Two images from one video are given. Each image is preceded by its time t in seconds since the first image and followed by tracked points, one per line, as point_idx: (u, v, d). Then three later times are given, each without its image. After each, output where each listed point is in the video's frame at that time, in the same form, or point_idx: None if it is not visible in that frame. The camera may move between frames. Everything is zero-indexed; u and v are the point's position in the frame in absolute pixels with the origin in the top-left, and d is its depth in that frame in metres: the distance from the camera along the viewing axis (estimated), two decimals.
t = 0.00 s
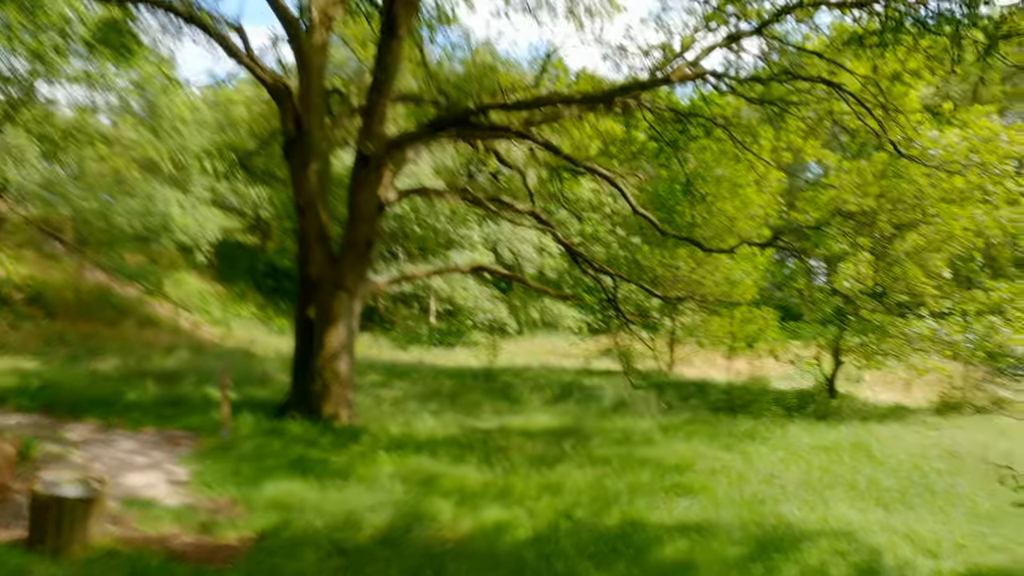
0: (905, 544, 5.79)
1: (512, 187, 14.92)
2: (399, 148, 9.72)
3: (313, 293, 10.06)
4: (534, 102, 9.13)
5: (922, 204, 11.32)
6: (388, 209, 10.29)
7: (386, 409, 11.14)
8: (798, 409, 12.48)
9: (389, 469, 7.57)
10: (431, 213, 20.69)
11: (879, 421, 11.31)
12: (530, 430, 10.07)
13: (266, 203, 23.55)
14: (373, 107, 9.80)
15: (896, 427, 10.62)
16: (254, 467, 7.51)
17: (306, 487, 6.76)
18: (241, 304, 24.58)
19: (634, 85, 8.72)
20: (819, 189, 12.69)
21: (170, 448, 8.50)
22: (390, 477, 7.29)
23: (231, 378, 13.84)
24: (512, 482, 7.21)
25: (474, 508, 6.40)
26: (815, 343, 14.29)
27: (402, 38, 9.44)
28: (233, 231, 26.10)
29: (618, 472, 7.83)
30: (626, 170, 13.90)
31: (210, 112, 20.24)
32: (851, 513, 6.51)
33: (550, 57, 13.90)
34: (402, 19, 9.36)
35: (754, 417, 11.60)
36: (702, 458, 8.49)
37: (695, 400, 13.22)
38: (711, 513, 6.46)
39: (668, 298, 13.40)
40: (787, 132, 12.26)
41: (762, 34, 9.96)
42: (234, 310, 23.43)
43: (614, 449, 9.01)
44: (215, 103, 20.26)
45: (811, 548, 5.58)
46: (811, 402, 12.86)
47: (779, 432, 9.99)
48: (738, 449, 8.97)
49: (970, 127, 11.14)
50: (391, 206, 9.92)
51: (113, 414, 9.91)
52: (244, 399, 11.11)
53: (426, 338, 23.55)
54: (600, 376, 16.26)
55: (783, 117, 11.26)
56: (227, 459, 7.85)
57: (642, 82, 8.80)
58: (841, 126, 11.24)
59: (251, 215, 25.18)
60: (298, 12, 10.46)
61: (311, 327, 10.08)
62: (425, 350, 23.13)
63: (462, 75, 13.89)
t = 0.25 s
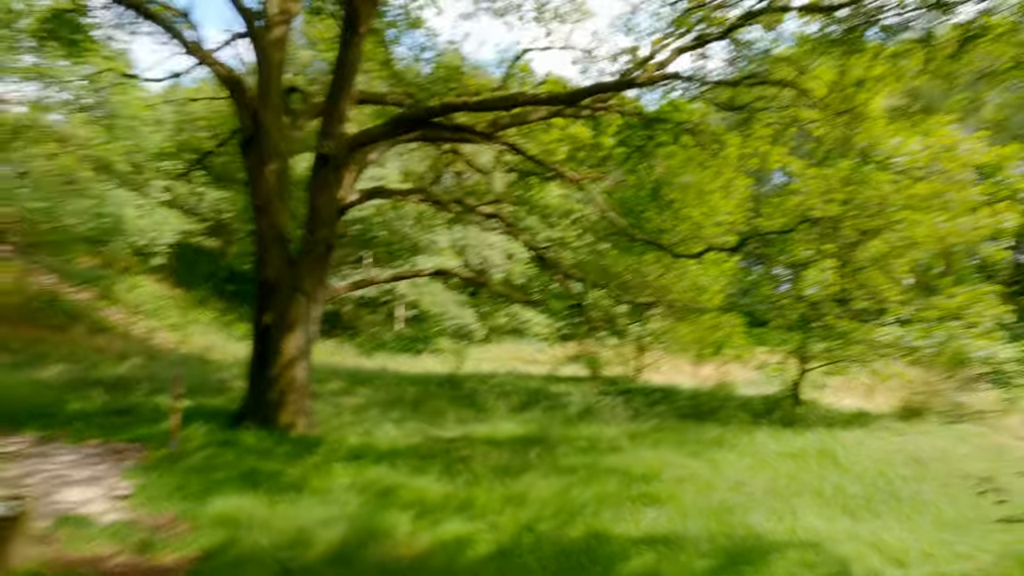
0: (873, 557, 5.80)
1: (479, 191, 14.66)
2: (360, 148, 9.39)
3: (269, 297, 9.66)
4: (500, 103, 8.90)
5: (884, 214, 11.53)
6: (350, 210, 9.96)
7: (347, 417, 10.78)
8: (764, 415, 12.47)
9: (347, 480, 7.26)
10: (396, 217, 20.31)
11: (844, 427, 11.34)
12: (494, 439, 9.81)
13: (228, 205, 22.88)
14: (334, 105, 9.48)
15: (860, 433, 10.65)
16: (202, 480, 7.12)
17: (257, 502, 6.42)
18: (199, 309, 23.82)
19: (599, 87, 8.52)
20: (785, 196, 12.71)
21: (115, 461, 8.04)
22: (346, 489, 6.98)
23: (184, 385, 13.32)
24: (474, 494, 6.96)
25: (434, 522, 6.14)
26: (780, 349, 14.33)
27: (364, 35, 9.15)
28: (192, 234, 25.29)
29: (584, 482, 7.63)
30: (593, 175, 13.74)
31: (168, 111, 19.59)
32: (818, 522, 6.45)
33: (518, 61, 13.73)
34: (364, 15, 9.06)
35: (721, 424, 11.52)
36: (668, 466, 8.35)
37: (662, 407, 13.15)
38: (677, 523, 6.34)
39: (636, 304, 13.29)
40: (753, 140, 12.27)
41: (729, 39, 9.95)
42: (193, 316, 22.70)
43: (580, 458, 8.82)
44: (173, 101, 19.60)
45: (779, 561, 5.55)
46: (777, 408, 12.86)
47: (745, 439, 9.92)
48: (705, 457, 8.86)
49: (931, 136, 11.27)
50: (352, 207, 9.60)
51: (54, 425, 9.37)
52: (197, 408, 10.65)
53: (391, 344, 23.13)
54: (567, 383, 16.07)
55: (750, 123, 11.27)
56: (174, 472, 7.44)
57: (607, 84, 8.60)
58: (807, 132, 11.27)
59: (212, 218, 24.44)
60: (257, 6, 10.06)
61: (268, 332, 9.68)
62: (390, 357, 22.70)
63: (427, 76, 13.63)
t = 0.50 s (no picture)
0: (851, 567, 5.64)
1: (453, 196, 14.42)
2: (328, 149, 9.10)
3: (233, 303, 9.30)
4: (474, 107, 8.69)
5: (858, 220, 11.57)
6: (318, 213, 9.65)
7: (315, 427, 10.44)
8: (739, 423, 12.39)
9: (311, 495, 6.95)
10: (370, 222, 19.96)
11: (819, 434, 11.30)
12: (467, 449, 9.56)
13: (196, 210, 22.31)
14: (301, 105, 9.17)
15: (835, 440, 10.61)
16: (157, 496, 6.77)
17: (214, 519, 6.10)
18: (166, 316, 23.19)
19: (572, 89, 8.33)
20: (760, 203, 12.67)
21: (65, 476, 7.63)
22: (310, 504, 6.67)
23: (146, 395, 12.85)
24: (443, 507, 6.72)
25: (401, 539, 5.88)
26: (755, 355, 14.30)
27: (333, 33, 8.88)
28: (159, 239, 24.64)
29: (557, 493, 7.43)
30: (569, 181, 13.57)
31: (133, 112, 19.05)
32: (795, 533, 6.32)
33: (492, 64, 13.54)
34: (332, 13, 8.80)
35: (697, 431, 11.40)
36: (644, 476, 8.18)
37: (638, 414, 13.01)
38: (652, 536, 6.16)
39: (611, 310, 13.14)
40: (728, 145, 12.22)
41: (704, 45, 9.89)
42: (159, 323, 22.07)
43: (554, 468, 8.61)
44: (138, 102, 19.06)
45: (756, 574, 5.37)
46: (752, 415, 12.79)
47: (721, 447, 9.80)
48: (681, 466, 8.70)
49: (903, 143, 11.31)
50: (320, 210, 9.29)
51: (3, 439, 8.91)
52: (157, 418, 10.24)
53: (364, 351, 22.74)
54: (542, 390, 15.88)
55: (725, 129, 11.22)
56: (128, 487, 7.08)
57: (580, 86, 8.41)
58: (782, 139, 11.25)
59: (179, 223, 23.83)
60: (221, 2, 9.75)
61: (231, 340, 9.32)
62: (363, 364, 22.30)
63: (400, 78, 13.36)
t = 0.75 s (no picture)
0: None
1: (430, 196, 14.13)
2: (298, 148, 8.81)
3: (200, 306, 8.98)
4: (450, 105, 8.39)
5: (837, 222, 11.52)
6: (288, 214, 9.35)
7: (286, 434, 10.15)
8: (719, 426, 12.29)
9: (277, 506, 6.70)
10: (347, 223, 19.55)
11: (797, 437, 11.23)
12: (442, 455, 9.34)
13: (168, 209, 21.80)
14: (269, 103, 8.88)
15: (813, 442, 10.56)
16: (115, 510, 6.48)
17: (174, 535, 5.83)
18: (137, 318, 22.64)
19: (549, 87, 8.10)
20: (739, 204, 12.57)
21: (18, 489, 7.28)
22: (276, 516, 6.42)
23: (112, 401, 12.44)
24: (415, 519, 6.50)
25: (369, 553, 5.66)
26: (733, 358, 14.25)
27: (302, 29, 8.62)
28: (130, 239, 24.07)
29: (534, 502, 7.24)
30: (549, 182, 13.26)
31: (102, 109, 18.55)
32: (775, 542, 6.18)
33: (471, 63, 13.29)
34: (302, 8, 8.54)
35: (677, 435, 11.28)
36: (623, 483, 8.03)
37: (617, 417, 12.87)
38: (630, 547, 5.99)
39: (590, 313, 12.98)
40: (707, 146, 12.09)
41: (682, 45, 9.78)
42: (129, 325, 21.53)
43: (531, 475, 8.43)
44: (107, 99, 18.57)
45: None
46: (731, 418, 12.72)
47: (701, 452, 9.67)
48: (660, 472, 8.55)
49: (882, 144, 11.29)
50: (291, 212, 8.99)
51: None
52: (120, 427, 9.87)
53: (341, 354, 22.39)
54: (521, 393, 15.68)
55: (704, 129, 11.14)
56: (85, 500, 6.76)
57: (560, 84, 8.16)
58: (760, 140, 11.17)
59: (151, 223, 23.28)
60: None
61: (198, 345, 8.98)
62: (340, 367, 21.95)
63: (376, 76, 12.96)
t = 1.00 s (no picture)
0: None
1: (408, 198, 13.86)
2: (267, 146, 8.50)
3: (164, 309, 8.63)
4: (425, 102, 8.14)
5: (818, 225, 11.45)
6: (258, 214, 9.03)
7: (255, 441, 9.83)
8: (699, 431, 12.17)
9: (240, 518, 6.41)
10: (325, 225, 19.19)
11: (777, 442, 11.13)
12: (416, 463, 9.08)
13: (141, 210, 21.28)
14: (237, 99, 8.56)
15: (793, 448, 10.46)
16: (66, 523, 6.14)
17: (128, 550, 5.53)
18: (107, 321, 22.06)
19: (526, 85, 7.88)
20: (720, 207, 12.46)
21: None
22: (238, 529, 6.14)
23: (75, 406, 12.02)
24: (385, 531, 6.25)
25: (334, 568, 5.41)
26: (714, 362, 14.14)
27: (273, 23, 8.32)
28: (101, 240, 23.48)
29: (509, 511, 7.02)
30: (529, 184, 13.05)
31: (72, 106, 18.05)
32: (755, 552, 6.02)
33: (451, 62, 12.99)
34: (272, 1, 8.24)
35: (656, 441, 11.12)
36: (602, 491, 7.84)
37: (597, 423, 12.69)
38: (606, 559, 5.79)
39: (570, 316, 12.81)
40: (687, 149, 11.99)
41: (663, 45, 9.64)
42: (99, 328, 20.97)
43: (507, 483, 8.21)
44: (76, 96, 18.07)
45: None
46: (711, 423, 12.60)
47: (680, 458, 9.51)
48: (639, 479, 8.37)
49: (862, 147, 11.24)
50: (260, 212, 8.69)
51: None
52: (81, 434, 9.50)
53: (318, 358, 22.01)
54: (500, 397, 15.46)
55: (685, 132, 11.01)
56: (35, 513, 6.41)
57: (537, 82, 7.95)
58: (742, 143, 11.06)
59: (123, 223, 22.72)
60: None
61: (162, 348, 8.63)
62: (317, 371, 21.56)
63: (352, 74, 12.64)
